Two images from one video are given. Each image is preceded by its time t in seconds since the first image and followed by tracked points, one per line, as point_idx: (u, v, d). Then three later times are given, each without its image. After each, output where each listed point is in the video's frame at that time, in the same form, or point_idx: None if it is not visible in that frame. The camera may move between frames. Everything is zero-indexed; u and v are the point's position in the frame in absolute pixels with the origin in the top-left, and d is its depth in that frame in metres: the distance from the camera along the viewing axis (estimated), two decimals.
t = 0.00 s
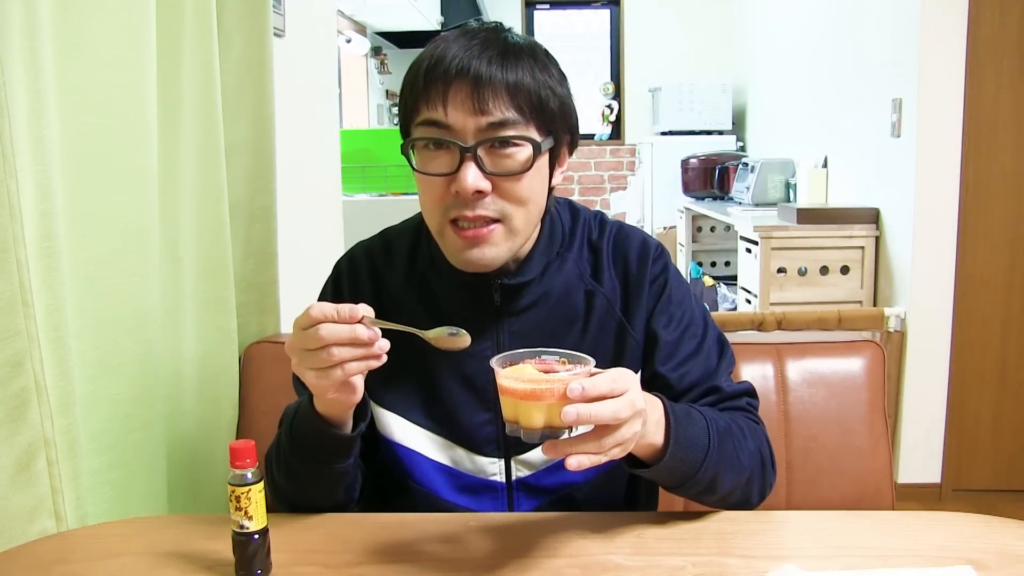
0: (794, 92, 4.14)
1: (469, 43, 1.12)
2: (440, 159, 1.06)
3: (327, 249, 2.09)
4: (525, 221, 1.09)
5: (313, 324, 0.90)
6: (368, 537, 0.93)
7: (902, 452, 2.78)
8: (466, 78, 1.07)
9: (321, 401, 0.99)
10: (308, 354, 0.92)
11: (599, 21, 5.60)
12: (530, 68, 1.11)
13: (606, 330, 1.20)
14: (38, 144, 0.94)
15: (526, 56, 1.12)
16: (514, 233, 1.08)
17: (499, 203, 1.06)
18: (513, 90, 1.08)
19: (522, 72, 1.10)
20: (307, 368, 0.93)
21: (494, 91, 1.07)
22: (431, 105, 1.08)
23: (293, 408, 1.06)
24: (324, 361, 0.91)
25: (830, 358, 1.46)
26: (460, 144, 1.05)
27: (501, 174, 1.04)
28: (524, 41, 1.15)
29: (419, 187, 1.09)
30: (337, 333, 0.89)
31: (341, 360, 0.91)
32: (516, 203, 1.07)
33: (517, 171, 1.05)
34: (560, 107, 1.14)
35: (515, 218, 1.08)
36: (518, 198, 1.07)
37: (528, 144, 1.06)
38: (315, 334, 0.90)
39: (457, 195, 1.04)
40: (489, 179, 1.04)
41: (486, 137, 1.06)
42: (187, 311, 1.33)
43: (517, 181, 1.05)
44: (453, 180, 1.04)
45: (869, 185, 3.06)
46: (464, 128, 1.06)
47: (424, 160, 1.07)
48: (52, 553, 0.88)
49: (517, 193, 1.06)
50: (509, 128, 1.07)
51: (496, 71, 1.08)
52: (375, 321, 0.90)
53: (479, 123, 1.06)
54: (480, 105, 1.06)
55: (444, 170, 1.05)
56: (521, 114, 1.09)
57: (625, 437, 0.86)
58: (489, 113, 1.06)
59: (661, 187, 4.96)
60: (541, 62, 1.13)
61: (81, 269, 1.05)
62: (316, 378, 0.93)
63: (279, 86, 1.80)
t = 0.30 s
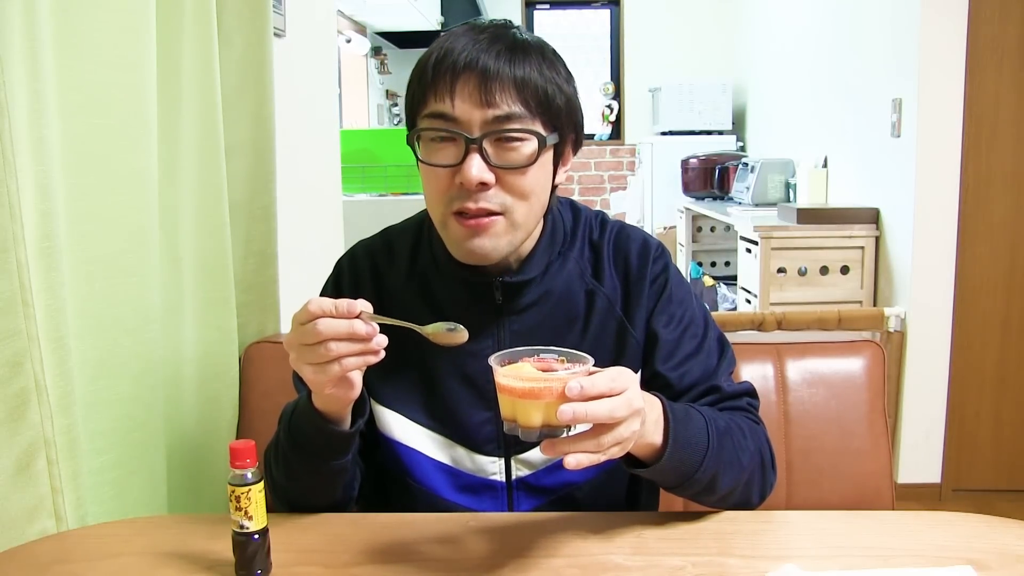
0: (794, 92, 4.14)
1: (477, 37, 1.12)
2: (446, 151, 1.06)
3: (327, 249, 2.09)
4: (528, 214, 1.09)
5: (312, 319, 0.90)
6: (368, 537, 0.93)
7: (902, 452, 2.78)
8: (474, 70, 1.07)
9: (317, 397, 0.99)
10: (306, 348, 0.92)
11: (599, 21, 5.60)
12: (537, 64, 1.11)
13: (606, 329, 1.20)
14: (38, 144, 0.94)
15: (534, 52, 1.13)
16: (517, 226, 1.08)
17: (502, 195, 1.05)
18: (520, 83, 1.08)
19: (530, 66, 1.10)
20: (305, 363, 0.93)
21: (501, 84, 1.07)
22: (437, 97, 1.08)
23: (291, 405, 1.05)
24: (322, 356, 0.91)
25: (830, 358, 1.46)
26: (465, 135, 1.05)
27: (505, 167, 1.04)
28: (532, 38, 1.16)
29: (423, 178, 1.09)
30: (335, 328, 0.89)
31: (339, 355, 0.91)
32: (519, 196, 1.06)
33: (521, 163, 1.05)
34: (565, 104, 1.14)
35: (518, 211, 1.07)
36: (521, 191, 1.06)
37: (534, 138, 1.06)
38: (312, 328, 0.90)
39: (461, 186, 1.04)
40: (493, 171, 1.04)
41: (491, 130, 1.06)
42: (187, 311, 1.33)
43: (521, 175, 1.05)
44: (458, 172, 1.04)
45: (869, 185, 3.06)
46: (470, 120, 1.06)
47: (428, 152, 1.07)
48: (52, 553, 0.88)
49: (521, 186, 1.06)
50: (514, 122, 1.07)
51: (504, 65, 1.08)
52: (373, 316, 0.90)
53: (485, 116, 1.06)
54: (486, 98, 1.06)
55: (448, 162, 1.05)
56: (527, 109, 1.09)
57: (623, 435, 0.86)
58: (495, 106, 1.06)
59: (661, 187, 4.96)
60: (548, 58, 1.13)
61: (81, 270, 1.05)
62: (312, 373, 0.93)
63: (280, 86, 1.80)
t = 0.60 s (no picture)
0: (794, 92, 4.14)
1: (503, 61, 1.04)
2: (468, 185, 1.02)
3: (327, 248, 2.09)
4: (545, 243, 1.10)
5: (312, 317, 0.91)
6: (368, 536, 0.93)
7: (902, 452, 2.78)
8: (503, 107, 1.00)
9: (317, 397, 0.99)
10: (305, 346, 0.92)
11: (599, 21, 5.60)
12: (565, 89, 1.05)
13: (606, 331, 1.20)
14: (38, 144, 0.94)
15: (563, 80, 1.06)
16: (535, 256, 1.10)
17: (523, 232, 1.05)
18: (550, 118, 1.03)
19: (559, 96, 1.04)
20: (305, 360, 0.93)
21: (531, 123, 1.01)
22: (463, 131, 1.02)
23: (290, 403, 1.05)
24: (322, 354, 0.91)
25: (830, 358, 1.46)
26: (492, 175, 1.00)
27: (530, 208, 1.02)
28: (554, 53, 1.08)
29: (442, 204, 1.05)
30: (336, 325, 0.90)
31: (339, 354, 0.91)
32: (539, 231, 1.06)
33: (547, 203, 1.03)
34: (590, 133, 1.09)
35: (537, 243, 1.08)
36: (542, 227, 1.06)
37: (560, 177, 1.02)
38: (313, 325, 0.90)
39: (484, 224, 1.02)
40: (517, 211, 1.02)
41: (518, 169, 1.01)
42: (187, 311, 1.33)
43: (544, 214, 1.04)
44: (481, 211, 1.01)
45: (869, 185, 3.06)
46: (497, 158, 1.01)
47: (448, 181, 1.03)
48: (53, 553, 0.88)
49: (543, 223, 1.05)
50: (542, 161, 1.02)
51: (535, 100, 1.01)
52: (374, 315, 0.91)
53: (513, 155, 1.01)
54: (515, 136, 1.01)
55: (472, 196, 1.01)
56: (555, 145, 1.04)
57: (620, 438, 0.87)
58: (524, 146, 1.01)
59: (661, 187, 4.96)
60: (573, 79, 1.07)
61: (81, 271, 1.05)
62: (312, 371, 0.93)
63: (280, 86, 1.80)
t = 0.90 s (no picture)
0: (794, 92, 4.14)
1: (522, 74, 1.02)
2: (490, 200, 1.00)
3: (327, 249, 2.09)
4: (563, 250, 1.10)
5: (335, 323, 0.90)
6: (368, 535, 0.93)
7: (902, 452, 2.78)
8: (526, 121, 0.99)
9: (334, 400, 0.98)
10: (328, 352, 0.92)
11: (599, 21, 5.61)
12: (585, 101, 1.04)
13: (611, 334, 1.20)
14: (38, 144, 0.94)
15: (582, 90, 1.04)
16: (554, 263, 1.10)
17: (544, 243, 1.05)
18: (571, 131, 1.02)
19: (580, 108, 1.03)
20: (327, 367, 0.92)
21: (553, 136, 1.00)
22: (484, 144, 1.00)
23: (302, 405, 1.04)
24: (345, 360, 0.90)
25: (830, 358, 1.47)
26: (514, 190, 0.99)
27: (552, 220, 1.02)
28: (572, 64, 1.06)
29: (461, 215, 1.04)
30: (360, 333, 0.89)
31: (362, 360, 0.91)
32: (559, 241, 1.06)
33: (568, 214, 1.02)
34: (605, 141, 1.08)
35: (556, 252, 1.08)
36: (562, 236, 1.06)
37: (580, 189, 1.02)
38: (336, 333, 0.89)
39: (506, 236, 1.02)
40: (539, 223, 1.01)
41: (539, 182, 1.00)
42: (187, 311, 1.33)
43: (565, 224, 1.04)
44: (504, 224, 1.01)
45: (869, 185, 3.06)
46: (519, 172, 1.00)
47: (468, 195, 1.01)
48: (52, 553, 0.88)
49: (562, 232, 1.05)
50: (563, 173, 1.01)
51: (557, 112, 1.00)
52: (397, 322, 0.91)
53: (535, 168, 1.00)
54: (538, 150, 0.99)
55: (494, 210, 1.00)
56: (575, 156, 1.03)
57: (615, 442, 0.87)
58: (546, 159, 1.00)
59: (661, 187, 4.95)
60: (593, 90, 1.05)
61: (82, 271, 1.05)
62: (335, 377, 0.92)
63: (280, 86, 1.80)
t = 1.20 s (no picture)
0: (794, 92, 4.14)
1: (540, 74, 1.02)
2: (504, 197, 1.00)
3: (327, 248, 2.09)
4: (573, 250, 1.09)
5: (366, 314, 0.90)
6: (369, 534, 0.93)
7: (902, 452, 2.78)
8: (543, 120, 0.98)
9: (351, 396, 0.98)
10: (356, 342, 0.91)
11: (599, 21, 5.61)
12: (602, 103, 1.03)
13: (619, 333, 1.19)
14: (38, 142, 0.94)
15: (598, 90, 1.04)
16: (564, 261, 1.10)
17: (555, 242, 1.05)
18: (587, 132, 1.01)
19: (597, 110, 1.02)
20: (353, 357, 0.92)
21: (569, 137, 1.00)
22: (499, 141, 1.00)
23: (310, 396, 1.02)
24: (373, 353, 0.90)
25: (830, 358, 1.47)
26: (527, 188, 0.98)
27: (564, 220, 1.01)
28: (591, 66, 1.06)
29: (475, 210, 1.04)
30: (389, 326, 0.89)
31: (389, 354, 0.90)
32: (569, 241, 1.06)
33: (580, 215, 1.02)
34: (619, 143, 1.08)
35: (565, 252, 1.08)
36: (572, 236, 1.05)
37: (593, 191, 1.02)
38: (366, 324, 0.89)
39: (518, 233, 1.02)
40: (551, 223, 1.01)
41: (553, 181, 1.00)
42: (187, 311, 1.33)
43: (576, 224, 1.03)
44: (516, 222, 1.00)
45: (869, 185, 3.06)
46: (534, 171, 0.99)
47: (482, 192, 1.01)
48: (52, 553, 0.88)
49: (573, 233, 1.05)
50: (576, 174, 1.01)
51: (574, 113, 1.00)
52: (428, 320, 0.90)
53: (549, 168, 0.99)
54: (554, 150, 0.99)
55: (507, 207, 1.00)
56: (590, 158, 1.03)
57: (621, 437, 0.87)
58: (561, 159, 1.00)
59: (661, 187, 4.96)
60: (610, 93, 1.05)
61: (82, 271, 1.05)
62: (360, 371, 0.92)
63: (280, 86, 1.80)
